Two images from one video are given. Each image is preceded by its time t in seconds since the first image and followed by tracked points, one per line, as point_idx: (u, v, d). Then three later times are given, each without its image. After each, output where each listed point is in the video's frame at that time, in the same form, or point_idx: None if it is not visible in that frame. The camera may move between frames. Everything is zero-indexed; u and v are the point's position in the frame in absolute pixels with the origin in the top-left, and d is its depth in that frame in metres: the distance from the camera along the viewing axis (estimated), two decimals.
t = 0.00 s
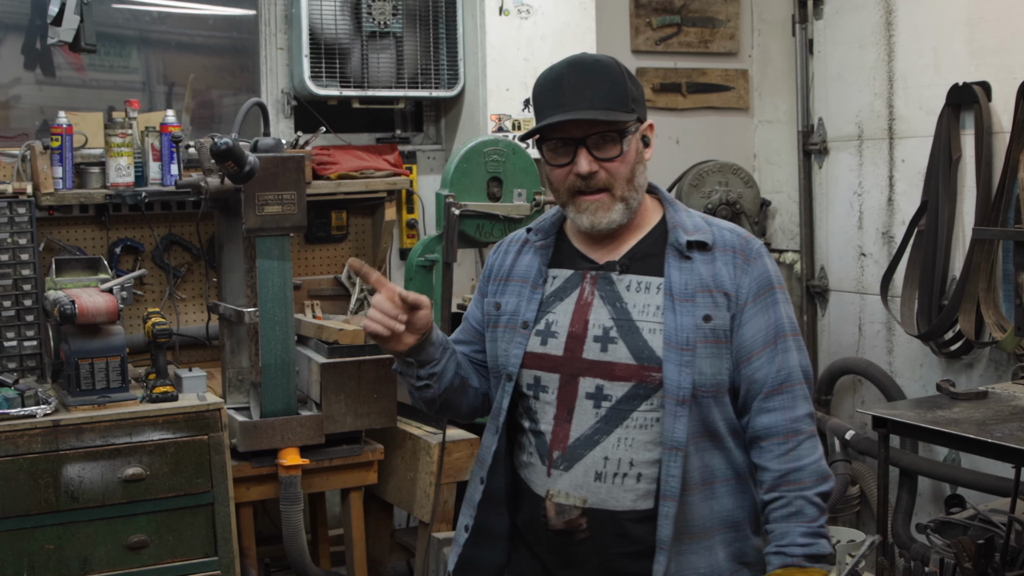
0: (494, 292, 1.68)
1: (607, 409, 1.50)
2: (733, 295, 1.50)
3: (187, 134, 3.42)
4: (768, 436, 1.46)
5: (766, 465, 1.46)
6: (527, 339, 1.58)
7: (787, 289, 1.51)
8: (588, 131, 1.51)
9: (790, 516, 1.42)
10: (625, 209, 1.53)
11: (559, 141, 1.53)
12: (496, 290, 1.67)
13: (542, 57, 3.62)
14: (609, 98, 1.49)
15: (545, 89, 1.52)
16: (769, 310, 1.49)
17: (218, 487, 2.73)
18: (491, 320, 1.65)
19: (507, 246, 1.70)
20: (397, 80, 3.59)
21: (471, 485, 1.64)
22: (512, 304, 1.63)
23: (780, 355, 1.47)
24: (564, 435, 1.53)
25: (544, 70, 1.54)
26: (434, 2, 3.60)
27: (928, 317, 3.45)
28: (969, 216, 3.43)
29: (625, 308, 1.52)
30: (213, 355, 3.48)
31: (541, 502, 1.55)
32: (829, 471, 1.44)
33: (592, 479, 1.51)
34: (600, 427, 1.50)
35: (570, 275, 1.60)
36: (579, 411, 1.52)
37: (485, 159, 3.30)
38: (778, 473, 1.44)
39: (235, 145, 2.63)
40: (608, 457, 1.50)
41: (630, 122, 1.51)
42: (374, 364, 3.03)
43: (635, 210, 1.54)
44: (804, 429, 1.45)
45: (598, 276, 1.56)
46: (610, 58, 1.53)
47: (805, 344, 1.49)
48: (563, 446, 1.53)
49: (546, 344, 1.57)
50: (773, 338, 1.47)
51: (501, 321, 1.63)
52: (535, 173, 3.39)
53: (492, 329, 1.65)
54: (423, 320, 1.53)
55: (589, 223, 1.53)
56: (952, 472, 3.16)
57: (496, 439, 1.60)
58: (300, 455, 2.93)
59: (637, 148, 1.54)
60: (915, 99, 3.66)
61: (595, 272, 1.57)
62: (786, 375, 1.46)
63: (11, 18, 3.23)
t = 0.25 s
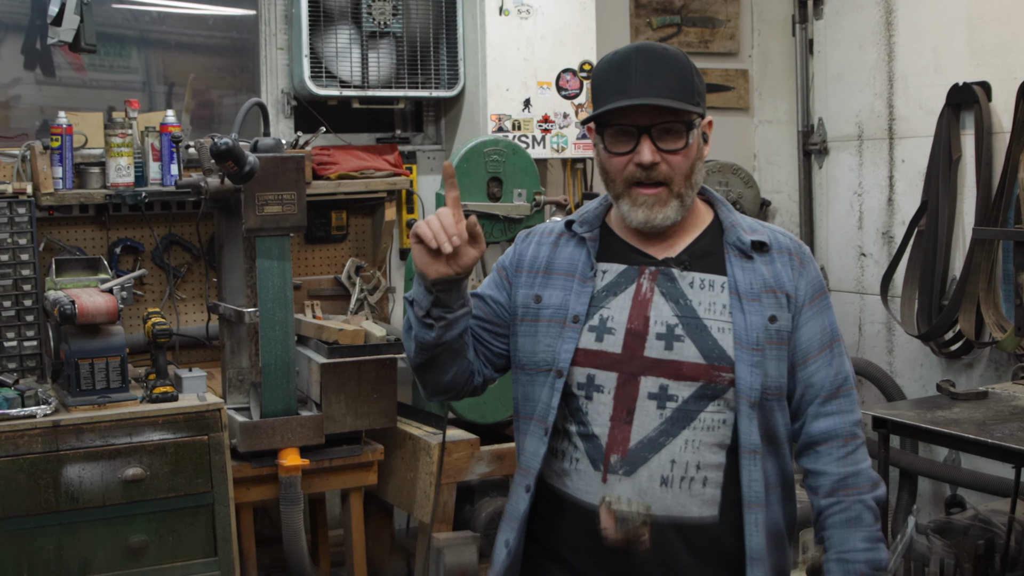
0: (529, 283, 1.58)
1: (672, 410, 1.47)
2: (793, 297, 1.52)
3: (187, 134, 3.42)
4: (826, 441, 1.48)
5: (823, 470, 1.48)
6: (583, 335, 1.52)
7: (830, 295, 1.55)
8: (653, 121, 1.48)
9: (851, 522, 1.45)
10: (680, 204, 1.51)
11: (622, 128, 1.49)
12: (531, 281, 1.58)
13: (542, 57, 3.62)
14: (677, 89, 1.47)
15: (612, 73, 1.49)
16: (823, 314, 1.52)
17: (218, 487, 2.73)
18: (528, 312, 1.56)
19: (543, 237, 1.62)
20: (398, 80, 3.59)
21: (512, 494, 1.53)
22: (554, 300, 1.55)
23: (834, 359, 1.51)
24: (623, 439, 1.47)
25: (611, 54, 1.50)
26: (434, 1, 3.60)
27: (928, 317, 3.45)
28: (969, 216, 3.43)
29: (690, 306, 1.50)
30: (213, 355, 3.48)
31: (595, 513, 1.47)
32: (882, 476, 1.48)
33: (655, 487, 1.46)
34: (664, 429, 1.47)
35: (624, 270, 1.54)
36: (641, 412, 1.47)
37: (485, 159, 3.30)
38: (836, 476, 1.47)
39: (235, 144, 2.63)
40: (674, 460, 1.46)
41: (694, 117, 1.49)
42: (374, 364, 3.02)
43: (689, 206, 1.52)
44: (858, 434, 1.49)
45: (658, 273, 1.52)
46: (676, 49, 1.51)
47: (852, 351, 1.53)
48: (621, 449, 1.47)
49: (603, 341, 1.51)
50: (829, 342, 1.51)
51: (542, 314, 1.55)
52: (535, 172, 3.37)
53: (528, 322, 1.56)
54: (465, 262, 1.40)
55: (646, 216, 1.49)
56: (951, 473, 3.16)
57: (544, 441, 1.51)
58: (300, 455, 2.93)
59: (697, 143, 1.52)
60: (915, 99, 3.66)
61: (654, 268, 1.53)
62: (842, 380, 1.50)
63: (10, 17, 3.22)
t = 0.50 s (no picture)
0: (543, 307, 1.54)
1: (712, 446, 1.46)
2: (818, 336, 1.55)
3: (185, 165, 3.44)
4: (849, 481, 1.56)
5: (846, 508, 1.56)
6: (620, 368, 1.48)
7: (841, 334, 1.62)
8: (690, 150, 1.47)
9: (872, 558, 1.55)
10: (711, 234, 1.50)
11: (658, 154, 1.48)
12: (549, 308, 1.54)
13: (540, 88, 3.64)
14: (716, 118, 1.46)
15: (650, 97, 1.47)
16: (842, 354, 1.59)
17: (216, 517, 2.72)
18: (551, 341, 1.51)
19: (558, 263, 1.58)
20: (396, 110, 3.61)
21: (569, 547, 1.44)
22: (573, 324, 1.51)
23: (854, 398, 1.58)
24: (663, 476, 1.45)
25: (649, 78, 1.49)
26: (431, 32, 3.63)
27: (927, 347, 3.44)
28: (967, 247, 3.42)
29: (727, 340, 1.50)
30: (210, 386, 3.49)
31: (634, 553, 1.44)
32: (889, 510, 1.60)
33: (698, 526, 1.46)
34: (705, 467, 1.46)
35: (654, 300, 1.52)
36: (681, 448, 1.46)
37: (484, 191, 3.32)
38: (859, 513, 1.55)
39: (233, 175, 2.64)
40: (716, 497, 1.46)
41: (731, 147, 1.49)
42: (371, 395, 3.02)
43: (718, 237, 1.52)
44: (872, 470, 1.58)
45: (692, 305, 1.51)
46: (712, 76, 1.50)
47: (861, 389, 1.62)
48: (661, 488, 1.45)
49: (639, 374, 1.47)
50: (849, 381, 1.59)
51: (567, 343, 1.50)
52: (533, 203, 3.38)
53: (551, 352, 1.50)
54: (476, 258, 1.36)
55: (678, 244, 1.48)
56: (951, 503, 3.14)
57: (590, 483, 1.44)
58: (297, 485, 2.92)
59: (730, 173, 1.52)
60: (911, 130, 3.68)
61: (689, 300, 1.52)
62: (861, 419, 1.59)
63: (10, 50, 3.26)
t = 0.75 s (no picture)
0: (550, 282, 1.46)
1: (745, 424, 1.43)
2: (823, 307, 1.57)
3: (186, 134, 3.43)
4: (843, 449, 1.59)
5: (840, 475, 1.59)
6: (649, 347, 1.41)
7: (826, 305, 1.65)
8: (702, 123, 1.42)
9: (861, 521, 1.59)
10: (721, 208, 1.46)
11: (666, 129, 1.43)
12: (562, 284, 1.46)
13: (542, 57, 3.62)
14: (726, 89, 1.42)
15: (659, 69, 1.42)
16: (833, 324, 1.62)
17: (218, 487, 2.74)
18: (569, 320, 1.43)
19: (565, 237, 1.50)
20: (397, 80, 3.60)
21: (609, 534, 1.38)
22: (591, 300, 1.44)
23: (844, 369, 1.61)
24: (700, 458, 1.41)
25: (655, 48, 1.44)
26: (433, 1, 3.61)
27: (928, 316, 3.46)
28: (968, 216, 3.44)
29: (751, 314, 1.47)
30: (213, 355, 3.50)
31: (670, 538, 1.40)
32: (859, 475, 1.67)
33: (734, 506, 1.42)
34: (741, 445, 1.43)
35: (672, 276, 1.47)
36: (714, 427, 1.42)
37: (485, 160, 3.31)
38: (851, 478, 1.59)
39: (235, 145, 2.64)
40: (753, 476, 1.44)
41: (742, 119, 1.44)
42: (374, 364, 3.02)
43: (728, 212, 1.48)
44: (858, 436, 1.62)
45: (713, 279, 1.48)
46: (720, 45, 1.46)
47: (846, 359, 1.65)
48: (699, 469, 1.40)
49: (668, 353, 1.42)
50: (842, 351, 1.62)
51: (586, 321, 1.43)
52: (535, 173, 3.37)
53: (568, 331, 1.43)
54: (504, 207, 1.32)
55: (689, 224, 1.44)
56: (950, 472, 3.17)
57: (626, 466, 1.38)
58: (300, 455, 2.94)
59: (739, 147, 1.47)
60: (913, 99, 3.67)
61: (708, 275, 1.49)
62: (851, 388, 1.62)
63: (11, 18, 3.23)
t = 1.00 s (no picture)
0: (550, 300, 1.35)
1: (761, 440, 1.39)
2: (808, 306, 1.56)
3: (187, 134, 3.43)
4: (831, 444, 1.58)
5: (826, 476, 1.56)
6: (665, 369, 1.34)
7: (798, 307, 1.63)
8: (693, 124, 1.35)
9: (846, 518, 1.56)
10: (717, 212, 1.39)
11: (656, 131, 1.35)
12: (566, 305, 1.35)
13: (542, 57, 3.63)
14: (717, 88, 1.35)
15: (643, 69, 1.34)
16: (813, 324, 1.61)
17: (218, 486, 2.74)
18: (580, 345, 1.33)
19: (559, 253, 1.39)
20: (397, 80, 3.60)
21: (632, 570, 1.31)
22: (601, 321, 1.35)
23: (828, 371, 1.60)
24: (722, 481, 1.36)
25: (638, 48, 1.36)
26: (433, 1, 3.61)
27: (927, 316, 3.46)
28: (968, 216, 3.44)
29: (755, 326, 1.43)
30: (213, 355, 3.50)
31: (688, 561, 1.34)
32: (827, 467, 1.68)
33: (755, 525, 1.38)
34: (760, 462, 1.38)
35: (676, 290, 1.41)
36: (732, 448, 1.36)
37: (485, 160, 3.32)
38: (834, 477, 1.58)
39: (235, 145, 2.64)
40: (772, 493, 1.40)
41: (734, 117, 1.37)
42: (374, 364, 3.03)
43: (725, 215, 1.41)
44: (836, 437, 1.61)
45: (716, 290, 1.43)
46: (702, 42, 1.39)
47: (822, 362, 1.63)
48: (722, 493, 1.35)
49: (685, 373, 1.35)
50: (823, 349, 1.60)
51: (597, 346, 1.33)
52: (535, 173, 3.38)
53: (579, 358, 1.33)
54: (524, 225, 1.20)
55: (687, 229, 1.37)
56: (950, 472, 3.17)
57: (647, 498, 1.31)
58: (300, 455, 2.94)
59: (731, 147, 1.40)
60: (913, 99, 3.67)
61: (711, 285, 1.43)
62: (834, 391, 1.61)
63: (11, 18, 3.24)
